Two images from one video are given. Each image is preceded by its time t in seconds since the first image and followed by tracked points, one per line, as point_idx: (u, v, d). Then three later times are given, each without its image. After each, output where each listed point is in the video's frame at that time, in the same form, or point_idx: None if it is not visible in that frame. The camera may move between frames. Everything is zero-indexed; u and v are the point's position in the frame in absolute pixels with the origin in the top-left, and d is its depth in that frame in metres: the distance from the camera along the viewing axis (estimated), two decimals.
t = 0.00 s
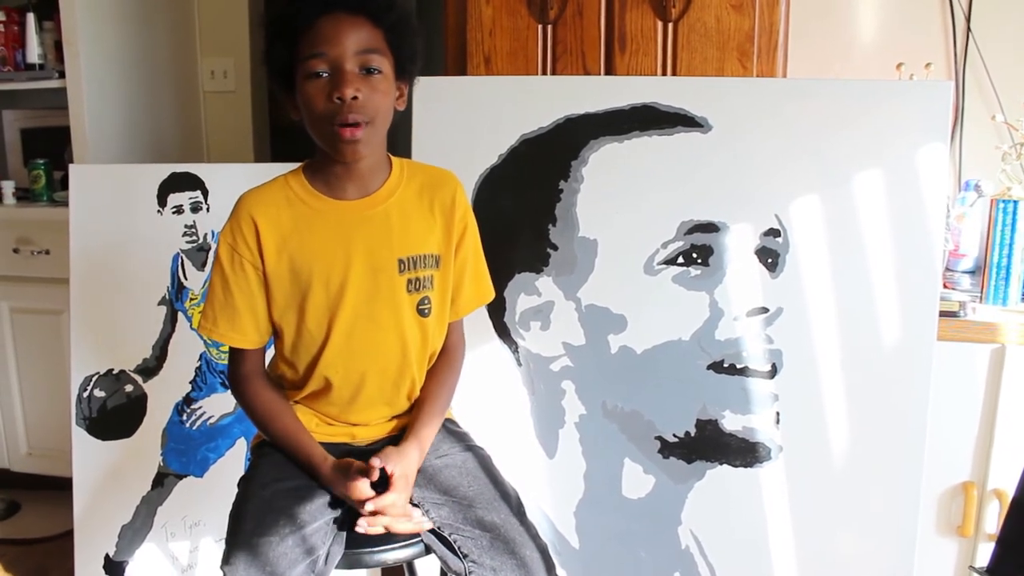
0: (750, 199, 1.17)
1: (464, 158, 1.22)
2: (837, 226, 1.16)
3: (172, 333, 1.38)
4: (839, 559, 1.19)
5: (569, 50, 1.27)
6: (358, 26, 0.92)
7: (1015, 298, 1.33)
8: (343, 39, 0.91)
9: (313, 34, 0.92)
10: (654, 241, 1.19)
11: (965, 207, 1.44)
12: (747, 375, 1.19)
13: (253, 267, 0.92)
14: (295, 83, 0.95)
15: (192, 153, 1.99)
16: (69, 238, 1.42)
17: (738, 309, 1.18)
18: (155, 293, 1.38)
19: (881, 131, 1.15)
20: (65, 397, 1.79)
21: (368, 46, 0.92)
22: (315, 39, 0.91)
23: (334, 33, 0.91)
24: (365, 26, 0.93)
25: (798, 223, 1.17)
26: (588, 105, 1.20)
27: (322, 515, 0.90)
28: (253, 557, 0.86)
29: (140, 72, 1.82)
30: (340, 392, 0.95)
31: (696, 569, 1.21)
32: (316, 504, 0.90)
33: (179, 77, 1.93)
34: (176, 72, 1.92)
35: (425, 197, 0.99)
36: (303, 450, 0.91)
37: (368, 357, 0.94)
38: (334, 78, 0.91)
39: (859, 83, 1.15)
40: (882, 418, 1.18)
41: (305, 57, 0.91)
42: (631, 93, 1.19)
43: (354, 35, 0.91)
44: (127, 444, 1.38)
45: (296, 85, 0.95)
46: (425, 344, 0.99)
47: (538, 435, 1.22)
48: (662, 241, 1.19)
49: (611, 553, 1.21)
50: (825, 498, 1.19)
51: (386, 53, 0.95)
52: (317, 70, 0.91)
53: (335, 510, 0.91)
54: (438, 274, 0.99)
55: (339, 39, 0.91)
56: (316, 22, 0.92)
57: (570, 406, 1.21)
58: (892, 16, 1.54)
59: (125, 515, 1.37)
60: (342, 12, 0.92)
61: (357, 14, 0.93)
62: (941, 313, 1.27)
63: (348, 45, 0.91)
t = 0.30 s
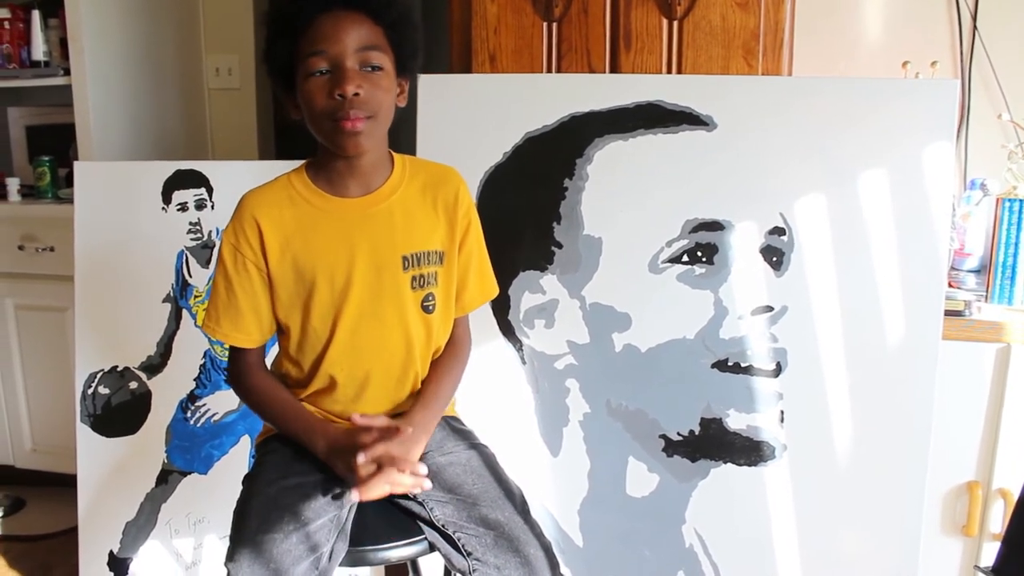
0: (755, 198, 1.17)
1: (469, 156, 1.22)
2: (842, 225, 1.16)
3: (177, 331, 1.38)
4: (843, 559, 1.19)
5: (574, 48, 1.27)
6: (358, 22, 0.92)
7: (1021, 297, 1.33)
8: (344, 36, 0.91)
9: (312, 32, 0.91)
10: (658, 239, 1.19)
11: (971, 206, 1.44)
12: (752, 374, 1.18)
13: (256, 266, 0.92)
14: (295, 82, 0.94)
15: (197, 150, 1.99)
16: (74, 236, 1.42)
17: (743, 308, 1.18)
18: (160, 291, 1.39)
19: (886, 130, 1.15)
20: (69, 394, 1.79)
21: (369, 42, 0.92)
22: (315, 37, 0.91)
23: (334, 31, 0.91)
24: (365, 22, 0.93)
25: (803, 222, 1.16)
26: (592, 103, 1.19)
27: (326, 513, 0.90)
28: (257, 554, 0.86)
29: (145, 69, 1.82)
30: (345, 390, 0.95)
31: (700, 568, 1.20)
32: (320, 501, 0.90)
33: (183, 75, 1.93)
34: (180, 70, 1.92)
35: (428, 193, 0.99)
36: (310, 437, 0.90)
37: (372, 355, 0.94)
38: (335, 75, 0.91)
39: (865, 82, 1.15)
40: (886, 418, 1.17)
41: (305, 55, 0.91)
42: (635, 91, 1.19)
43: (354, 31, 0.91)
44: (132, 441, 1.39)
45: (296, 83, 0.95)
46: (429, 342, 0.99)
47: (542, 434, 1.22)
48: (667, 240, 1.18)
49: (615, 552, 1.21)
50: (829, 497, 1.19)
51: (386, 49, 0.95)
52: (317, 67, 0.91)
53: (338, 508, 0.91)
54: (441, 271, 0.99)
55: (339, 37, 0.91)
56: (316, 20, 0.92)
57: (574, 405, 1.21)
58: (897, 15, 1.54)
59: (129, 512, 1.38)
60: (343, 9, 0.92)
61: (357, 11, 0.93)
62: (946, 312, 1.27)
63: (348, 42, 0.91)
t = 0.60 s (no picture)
0: (759, 195, 1.17)
1: (472, 153, 1.21)
2: (847, 221, 1.16)
3: (181, 328, 1.38)
4: (847, 557, 1.19)
5: (578, 45, 1.26)
6: (362, 18, 0.92)
7: None
8: (348, 31, 0.91)
9: (317, 27, 0.91)
10: (662, 237, 1.18)
11: (976, 203, 1.43)
12: (756, 371, 1.18)
13: (257, 258, 0.92)
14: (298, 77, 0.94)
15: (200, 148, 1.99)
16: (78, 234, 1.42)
17: (747, 305, 1.18)
18: (164, 289, 1.39)
19: (891, 126, 1.14)
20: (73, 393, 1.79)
21: (372, 37, 0.92)
22: (319, 32, 0.91)
23: (338, 26, 0.91)
24: (368, 18, 0.93)
25: (807, 219, 1.16)
26: (596, 100, 1.19)
27: (329, 510, 0.90)
28: (260, 552, 0.86)
29: (148, 66, 1.82)
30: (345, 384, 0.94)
31: (704, 565, 1.20)
32: (323, 499, 0.90)
33: (187, 73, 1.93)
34: (184, 68, 1.92)
35: (428, 187, 0.99)
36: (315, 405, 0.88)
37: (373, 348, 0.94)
38: (340, 69, 0.90)
39: (869, 78, 1.14)
40: (891, 415, 1.17)
41: (309, 49, 0.91)
42: (639, 88, 1.19)
43: (358, 27, 0.91)
44: (136, 439, 1.39)
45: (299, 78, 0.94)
46: (429, 336, 0.99)
47: (546, 431, 1.22)
48: (671, 237, 1.18)
49: (619, 549, 1.21)
50: (834, 495, 1.18)
51: (389, 45, 0.95)
52: (322, 61, 0.91)
53: (341, 505, 0.91)
54: (442, 265, 0.99)
55: (344, 32, 0.91)
56: (320, 16, 0.92)
57: (578, 402, 1.21)
58: (902, 12, 1.53)
59: (133, 510, 1.38)
60: (346, 5, 0.92)
61: (359, 7, 0.93)
62: (951, 310, 1.27)
63: (353, 36, 0.91)
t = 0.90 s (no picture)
0: (762, 192, 1.16)
1: (474, 150, 1.21)
2: (850, 218, 1.15)
3: (184, 326, 1.38)
4: (850, 554, 1.19)
5: (580, 42, 1.26)
6: (372, 18, 0.92)
7: None
8: (359, 32, 0.91)
9: (327, 28, 0.91)
10: (665, 233, 1.18)
11: (979, 199, 1.43)
12: (759, 368, 1.18)
13: (266, 251, 0.92)
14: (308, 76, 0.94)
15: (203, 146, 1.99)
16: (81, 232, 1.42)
17: (750, 302, 1.17)
18: (167, 287, 1.39)
19: (895, 122, 1.14)
20: (76, 390, 1.79)
21: (382, 39, 0.92)
22: (329, 32, 0.91)
23: (348, 27, 0.91)
24: (378, 19, 0.92)
25: (811, 216, 1.16)
26: (598, 96, 1.19)
27: (332, 507, 0.90)
28: (263, 549, 0.86)
29: (150, 65, 1.82)
30: (354, 376, 0.94)
31: (707, 562, 1.20)
32: (326, 496, 0.89)
33: (189, 71, 1.93)
34: (186, 66, 1.92)
35: (433, 180, 0.99)
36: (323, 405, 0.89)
37: (381, 339, 0.94)
38: (350, 71, 0.90)
39: (872, 75, 1.14)
40: (894, 412, 1.17)
41: (319, 49, 0.91)
42: (642, 85, 1.19)
43: (369, 28, 0.91)
44: (139, 437, 1.39)
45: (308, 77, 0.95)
46: (437, 329, 0.99)
47: (549, 428, 1.22)
48: (674, 234, 1.18)
49: (622, 546, 1.21)
50: (837, 492, 1.18)
51: (398, 46, 0.95)
52: (332, 62, 0.91)
53: (343, 502, 0.91)
54: (447, 257, 0.99)
55: (354, 33, 0.91)
56: (331, 16, 0.92)
57: (581, 399, 1.21)
58: (905, 7, 1.53)
59: (137, 508, 1.38)
60: (356, 5, 0.92)
61: (369, 7, 0.92)
62: (955, 306, 1.27)
63: (363, 38, 0.91)
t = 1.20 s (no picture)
0: (762, 191, 1.16)
1: (474, 149, 1.21)
2: (850, 216, 1.15)
3: (183, 324, 1.38)
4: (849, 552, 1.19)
5: (580, 40, 1.26)
6: (375, 14, 0.92)
7: None
8: (361, 27, 0.91)
9: (330, 22, 0.91)
10: (665, 232, 1.18)
11: (979, 197, 1.43)
12: (758, 367, 1.18)
13: (265, 244, 0.93)
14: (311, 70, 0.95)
15: (203, 144, 2.00)
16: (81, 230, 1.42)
17: (750, 300, 1.18)
18: (166, 285, 1.39)
19: (895, 120, 1.14)
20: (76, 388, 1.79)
21: (385, 35, 0.92)
22: (332, 26, 0.91)
23: (351, 22, 0.91)
24: (381, 15, 0.92)
25: (811, 214, 1.16)
26: (598, 95, 1.19)
27: (331, 504, 0.89)
28: (262, 546, 0.85)
29: (151, 63, 1.82)
30: (350, 373, 0.94)
31: (706, 560, 1.21)
32: (325, 493, 0.89)
33: (189, 69, 1.93)
34: (186, 64, 1.92)
35: (434, 181, 0.99)
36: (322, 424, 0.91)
37: (376, 337, 0.94)
38: (351, 64, 0.90)
39: (872, 73, 1.14)
40: (894, 410, 1.17)
41: (322, 43, 0.91)
42: (642, 84, 1.19)
43: (371, 23, 0.91)
44: (139, 435, 1.39)
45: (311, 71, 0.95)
46: (433, 329, 0.98)
47: (548, 427, 1.22)
48: (674, 232, 1.18)
49: (621, 545, 1.21)
50: (836, 491, 1.18)
51: (401, 43, 0.95)
52: (334, 56, 0.91)
53: (343, 499, 0.90)
54: (447, 258, 0.99)
55: (357, 27, 0.91)
56: (334, 10, 0.92)
57: (581, 397, 1.21)
58: (905, 6, 1.53)
59: (137, 506, 1.38)
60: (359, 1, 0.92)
61: (372, 3, 0.92)
62: (954, 305, 1.27)
63: (366, 32, 0.91)
